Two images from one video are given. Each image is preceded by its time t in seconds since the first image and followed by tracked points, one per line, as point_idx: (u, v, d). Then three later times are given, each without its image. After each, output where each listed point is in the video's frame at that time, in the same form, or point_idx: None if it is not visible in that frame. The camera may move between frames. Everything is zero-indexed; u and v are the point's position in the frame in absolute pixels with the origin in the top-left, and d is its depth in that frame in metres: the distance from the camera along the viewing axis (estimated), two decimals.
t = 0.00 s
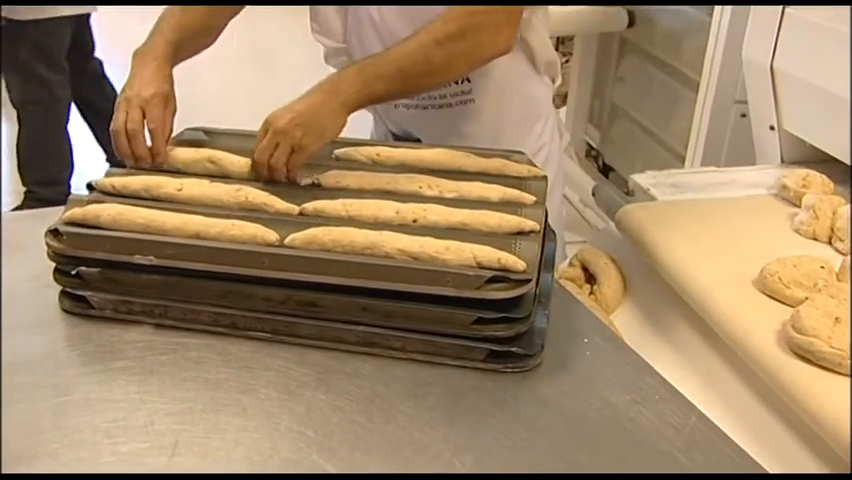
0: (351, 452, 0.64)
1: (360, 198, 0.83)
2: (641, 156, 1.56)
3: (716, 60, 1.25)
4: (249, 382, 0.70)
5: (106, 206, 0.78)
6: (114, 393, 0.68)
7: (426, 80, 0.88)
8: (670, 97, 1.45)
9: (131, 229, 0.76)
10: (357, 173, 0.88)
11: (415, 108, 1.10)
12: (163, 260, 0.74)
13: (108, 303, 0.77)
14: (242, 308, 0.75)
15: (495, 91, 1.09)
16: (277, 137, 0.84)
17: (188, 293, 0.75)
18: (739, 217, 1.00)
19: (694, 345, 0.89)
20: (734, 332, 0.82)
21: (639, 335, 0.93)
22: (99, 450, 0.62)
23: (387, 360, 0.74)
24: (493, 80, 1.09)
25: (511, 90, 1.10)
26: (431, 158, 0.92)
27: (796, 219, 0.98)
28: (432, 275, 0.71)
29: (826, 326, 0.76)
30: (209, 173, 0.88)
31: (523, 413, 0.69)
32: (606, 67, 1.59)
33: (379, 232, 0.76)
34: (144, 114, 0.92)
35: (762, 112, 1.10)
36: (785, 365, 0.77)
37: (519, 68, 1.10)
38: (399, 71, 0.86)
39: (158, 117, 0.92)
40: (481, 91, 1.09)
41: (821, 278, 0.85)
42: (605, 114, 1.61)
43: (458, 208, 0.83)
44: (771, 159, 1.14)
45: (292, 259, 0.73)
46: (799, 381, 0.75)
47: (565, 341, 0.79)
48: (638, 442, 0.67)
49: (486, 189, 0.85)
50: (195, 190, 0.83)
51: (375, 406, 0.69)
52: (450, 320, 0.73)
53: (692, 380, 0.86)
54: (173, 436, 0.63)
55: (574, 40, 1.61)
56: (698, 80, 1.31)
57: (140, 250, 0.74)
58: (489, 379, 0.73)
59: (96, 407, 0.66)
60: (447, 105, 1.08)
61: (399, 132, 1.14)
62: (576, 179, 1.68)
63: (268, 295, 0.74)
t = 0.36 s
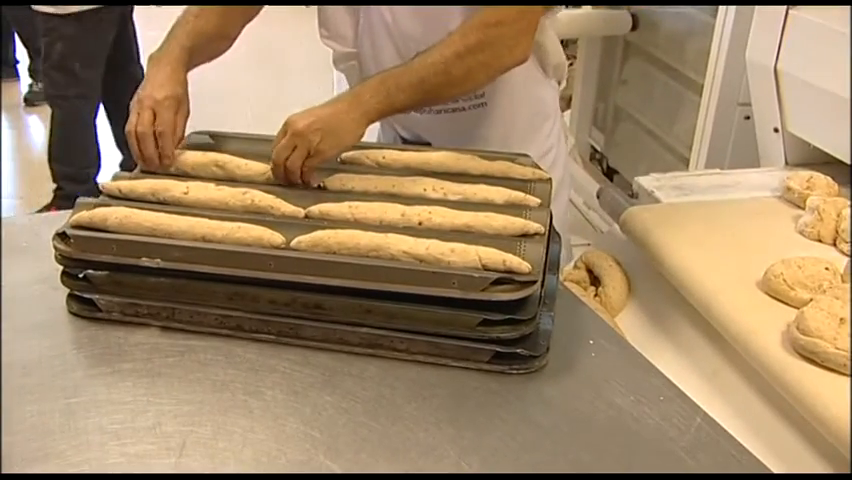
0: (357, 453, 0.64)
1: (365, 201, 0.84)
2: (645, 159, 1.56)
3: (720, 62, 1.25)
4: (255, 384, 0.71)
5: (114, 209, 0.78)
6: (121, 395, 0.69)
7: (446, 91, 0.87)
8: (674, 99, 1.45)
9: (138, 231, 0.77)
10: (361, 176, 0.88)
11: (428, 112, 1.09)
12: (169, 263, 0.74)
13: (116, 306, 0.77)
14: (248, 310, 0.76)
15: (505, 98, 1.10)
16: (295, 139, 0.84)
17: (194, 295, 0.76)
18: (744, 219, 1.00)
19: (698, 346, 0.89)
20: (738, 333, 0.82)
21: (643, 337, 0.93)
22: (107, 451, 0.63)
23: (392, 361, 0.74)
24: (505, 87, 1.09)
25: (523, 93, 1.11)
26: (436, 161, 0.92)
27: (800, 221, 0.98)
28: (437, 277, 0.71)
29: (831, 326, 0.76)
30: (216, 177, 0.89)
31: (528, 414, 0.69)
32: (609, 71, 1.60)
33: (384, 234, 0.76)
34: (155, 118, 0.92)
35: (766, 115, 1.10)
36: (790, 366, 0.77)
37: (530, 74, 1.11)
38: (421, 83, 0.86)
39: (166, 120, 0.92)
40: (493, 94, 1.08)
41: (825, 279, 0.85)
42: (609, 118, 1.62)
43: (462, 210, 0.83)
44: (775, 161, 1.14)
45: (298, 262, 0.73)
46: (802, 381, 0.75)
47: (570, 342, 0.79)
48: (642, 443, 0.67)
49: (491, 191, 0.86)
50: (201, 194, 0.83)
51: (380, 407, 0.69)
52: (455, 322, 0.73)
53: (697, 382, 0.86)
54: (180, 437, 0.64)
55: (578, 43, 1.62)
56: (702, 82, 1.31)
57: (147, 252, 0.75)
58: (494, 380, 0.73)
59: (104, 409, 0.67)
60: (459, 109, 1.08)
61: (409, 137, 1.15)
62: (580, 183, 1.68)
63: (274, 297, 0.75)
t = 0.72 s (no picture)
0: (358, 451, 0.64)
1: (366, 201, 0.84)
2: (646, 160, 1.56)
3: (720, 63, 1.25)
4: (257, 383, 0.71)
5: (115, 210, 0.79)
6: (123, 394, 0.69)
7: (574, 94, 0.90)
8: (674, 99, 1.45)
9: (138, 232, 0.77)
10: (362, 176, 0.88)
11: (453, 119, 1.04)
12: (170, 263, 0.75)
13: (117, 306, 0.77)
14: (249, 310, 0.76)
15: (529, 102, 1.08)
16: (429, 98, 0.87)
17: (195, 295, 0.76)
18: (744, 218, 1.00)
19: (699, 345, 0.89)
20: (739, 332, 0.82)
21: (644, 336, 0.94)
22: (109, 450, 0.63)
23: (392, 360, 0.75)
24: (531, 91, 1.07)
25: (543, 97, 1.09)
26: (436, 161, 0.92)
27: (800, 220, 0.98)
28: (437, 277, 0.72)
29: (831, 325, 0.76)
30: (218, 178, 0.89)
31: (528, 413, 0.70)
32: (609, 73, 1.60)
33: (384, 234, 0.77)
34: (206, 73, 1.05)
35: (766, 114, 1.11)
36: (790, 365, 0.77)
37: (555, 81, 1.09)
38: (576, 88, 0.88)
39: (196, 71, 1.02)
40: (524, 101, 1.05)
41: (825, 278, 0.85)
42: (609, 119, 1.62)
43: (463, 209, 0.83)
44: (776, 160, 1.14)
45: (299, 262, 0.74)
46: (803, 380, 0.75)
47: (570, 342, 0.79)
48: (643, 441, 0.67)
49: (491, 191, 0.86)
50: (203, 194, 0.83)
51: (381, 406, 0.69)
52: (455, 322, 0.73)
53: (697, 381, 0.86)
54: (181, 437, 0.64)
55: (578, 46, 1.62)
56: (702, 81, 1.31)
57: (148, 253, 0.75)
58: (494, 379, 0.73)
59: (106, 409, 0.67)
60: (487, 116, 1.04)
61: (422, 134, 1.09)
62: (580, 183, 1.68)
63: (274, 297, 0.75)
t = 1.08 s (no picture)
0: (350, 448, 0.64)
1: (360, 199, 0.84)
2: (640, 158, 1.57)
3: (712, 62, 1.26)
4: (250, 381, 0.71)
5: (108, 209, 0.78)
6: (117, 393, 0.69)
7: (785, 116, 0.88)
8: (667, 97, 1.45)
9: (131, 230, 0.77)
10: (355, 174, 0.89)
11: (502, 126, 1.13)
12: (163, 261, 0.75)
13: (111, 304, 0.77)
14: (242, 307, 0.76)
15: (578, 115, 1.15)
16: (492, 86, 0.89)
17: (189, 294, 0.76)
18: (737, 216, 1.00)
19: (692, 342, 0.89)
20: (731, 329, 0.83)
21: (637, 332, 0.94)
22: (101, 448, 0.63)
23: (385, 358, 0.75)
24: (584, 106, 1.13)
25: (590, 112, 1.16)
26: (430, 159, 0.93)
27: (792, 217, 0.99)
28: (429, 274, 0.72)
29: (822, 322, 0.76)
30: (211, 176, 0.89)
31: (521, 410, 0.70)
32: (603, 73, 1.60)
33: (378, 232, 0.77)
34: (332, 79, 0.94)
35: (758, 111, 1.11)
36: (782, 362, 0.77)
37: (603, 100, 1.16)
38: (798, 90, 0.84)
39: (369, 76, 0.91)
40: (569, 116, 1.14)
41: (817, 275, 0.85)
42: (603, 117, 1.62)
43: (456, 207, 0.84)
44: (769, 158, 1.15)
45: (292, 260, 0.74)
46: (794, 376, 0.75)
47: (563, 339, 0.79)
48: (635, 438, 0.67)
49: (484, 189, 0.86)
50: (197, 192, 0.83)
51: (374, 403, 0.69)
52: (449, 319, 0.73)
53: (691, 377, 0.87)
54: (175, 434, 0.64)
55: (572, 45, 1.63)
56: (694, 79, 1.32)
57: (141, 251, 0.75)
58: (487, 376, 0.73)
59: (99, 407, 0.67)
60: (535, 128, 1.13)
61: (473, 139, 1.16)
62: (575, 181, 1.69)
63: (268, 295, 0.75)
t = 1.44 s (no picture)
0: (329, 445, 0.64)
1: (338, 197, 0.84)
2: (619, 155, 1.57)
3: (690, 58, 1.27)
4: (229, 379, 0.71)
5: (85, 208, 0.78)
6: (95, 393, 0.69)
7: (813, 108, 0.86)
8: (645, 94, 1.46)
9: (108, 230, 0.77)
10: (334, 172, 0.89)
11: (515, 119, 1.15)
12: (141, 260, 0.75)
13: (88, 304, 0.77)
14: (221, 306, 0.76)
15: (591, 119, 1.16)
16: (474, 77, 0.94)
17: (168, 293, 0.76)
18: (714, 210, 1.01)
19: (670, 336, 0.90)
20: (709, 322, 0.83)
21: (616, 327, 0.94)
22: (80, 448, 0.63)
23: (364, 355, 0.75)
24: (600, 110, 1.14)
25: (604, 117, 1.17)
26: (408, 157, 0.93)
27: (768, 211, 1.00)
28: (407, 271, 0.72)
29: (796, 313, 0.78)
30: (189, 175, 0.89)
31: (500, 405, 0.70)
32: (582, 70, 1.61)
33: (356, 229, 0.77)
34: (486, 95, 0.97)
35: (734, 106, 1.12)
36: (757, 355, 0.78)
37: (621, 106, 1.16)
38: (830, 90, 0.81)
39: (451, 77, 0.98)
40: (583, 117, 1.15)
41: (792, 268, 0.86)
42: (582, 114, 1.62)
43: (435, 204, 0.84)
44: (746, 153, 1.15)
45: (271, 258, 0.74)
46: (770, 369, 0.76)
47: (541, 334, 0.80)
48: (612, 432, 0.68)
49: (463, 186, 0.86)
50: (175, 191, 0.83)
51: (353, 400, 0.70)
52: (428, 316, 0.74)
53: (670, 371, 0.87)
54: (153, 433, 0.64)
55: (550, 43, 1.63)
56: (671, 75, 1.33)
57: (119, 251, 0.75)
58: (466, 372, 0.74)
59: (77, 407, 0.67)
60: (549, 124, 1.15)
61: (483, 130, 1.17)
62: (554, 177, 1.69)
63: (247, 293, 0.75)
